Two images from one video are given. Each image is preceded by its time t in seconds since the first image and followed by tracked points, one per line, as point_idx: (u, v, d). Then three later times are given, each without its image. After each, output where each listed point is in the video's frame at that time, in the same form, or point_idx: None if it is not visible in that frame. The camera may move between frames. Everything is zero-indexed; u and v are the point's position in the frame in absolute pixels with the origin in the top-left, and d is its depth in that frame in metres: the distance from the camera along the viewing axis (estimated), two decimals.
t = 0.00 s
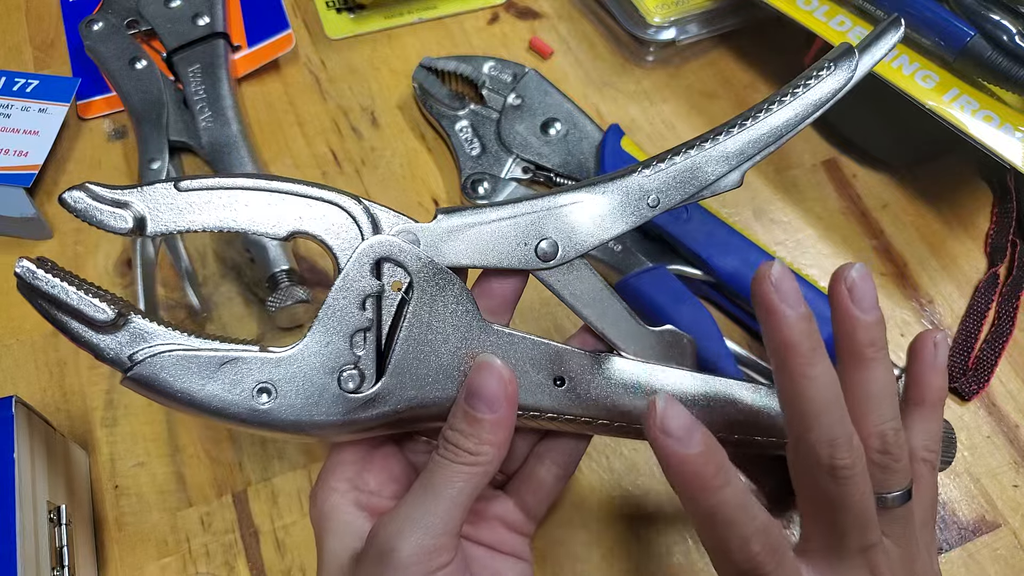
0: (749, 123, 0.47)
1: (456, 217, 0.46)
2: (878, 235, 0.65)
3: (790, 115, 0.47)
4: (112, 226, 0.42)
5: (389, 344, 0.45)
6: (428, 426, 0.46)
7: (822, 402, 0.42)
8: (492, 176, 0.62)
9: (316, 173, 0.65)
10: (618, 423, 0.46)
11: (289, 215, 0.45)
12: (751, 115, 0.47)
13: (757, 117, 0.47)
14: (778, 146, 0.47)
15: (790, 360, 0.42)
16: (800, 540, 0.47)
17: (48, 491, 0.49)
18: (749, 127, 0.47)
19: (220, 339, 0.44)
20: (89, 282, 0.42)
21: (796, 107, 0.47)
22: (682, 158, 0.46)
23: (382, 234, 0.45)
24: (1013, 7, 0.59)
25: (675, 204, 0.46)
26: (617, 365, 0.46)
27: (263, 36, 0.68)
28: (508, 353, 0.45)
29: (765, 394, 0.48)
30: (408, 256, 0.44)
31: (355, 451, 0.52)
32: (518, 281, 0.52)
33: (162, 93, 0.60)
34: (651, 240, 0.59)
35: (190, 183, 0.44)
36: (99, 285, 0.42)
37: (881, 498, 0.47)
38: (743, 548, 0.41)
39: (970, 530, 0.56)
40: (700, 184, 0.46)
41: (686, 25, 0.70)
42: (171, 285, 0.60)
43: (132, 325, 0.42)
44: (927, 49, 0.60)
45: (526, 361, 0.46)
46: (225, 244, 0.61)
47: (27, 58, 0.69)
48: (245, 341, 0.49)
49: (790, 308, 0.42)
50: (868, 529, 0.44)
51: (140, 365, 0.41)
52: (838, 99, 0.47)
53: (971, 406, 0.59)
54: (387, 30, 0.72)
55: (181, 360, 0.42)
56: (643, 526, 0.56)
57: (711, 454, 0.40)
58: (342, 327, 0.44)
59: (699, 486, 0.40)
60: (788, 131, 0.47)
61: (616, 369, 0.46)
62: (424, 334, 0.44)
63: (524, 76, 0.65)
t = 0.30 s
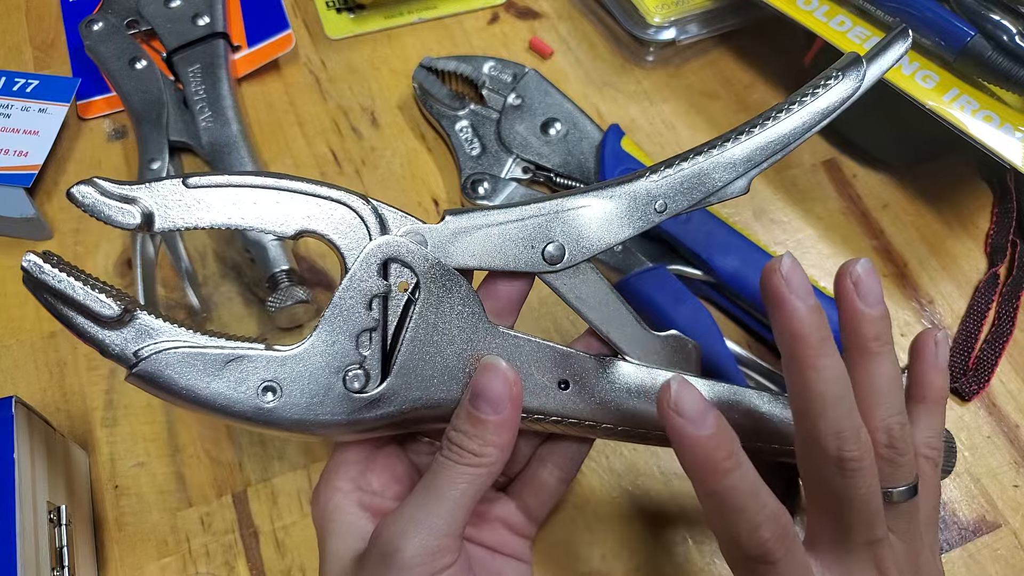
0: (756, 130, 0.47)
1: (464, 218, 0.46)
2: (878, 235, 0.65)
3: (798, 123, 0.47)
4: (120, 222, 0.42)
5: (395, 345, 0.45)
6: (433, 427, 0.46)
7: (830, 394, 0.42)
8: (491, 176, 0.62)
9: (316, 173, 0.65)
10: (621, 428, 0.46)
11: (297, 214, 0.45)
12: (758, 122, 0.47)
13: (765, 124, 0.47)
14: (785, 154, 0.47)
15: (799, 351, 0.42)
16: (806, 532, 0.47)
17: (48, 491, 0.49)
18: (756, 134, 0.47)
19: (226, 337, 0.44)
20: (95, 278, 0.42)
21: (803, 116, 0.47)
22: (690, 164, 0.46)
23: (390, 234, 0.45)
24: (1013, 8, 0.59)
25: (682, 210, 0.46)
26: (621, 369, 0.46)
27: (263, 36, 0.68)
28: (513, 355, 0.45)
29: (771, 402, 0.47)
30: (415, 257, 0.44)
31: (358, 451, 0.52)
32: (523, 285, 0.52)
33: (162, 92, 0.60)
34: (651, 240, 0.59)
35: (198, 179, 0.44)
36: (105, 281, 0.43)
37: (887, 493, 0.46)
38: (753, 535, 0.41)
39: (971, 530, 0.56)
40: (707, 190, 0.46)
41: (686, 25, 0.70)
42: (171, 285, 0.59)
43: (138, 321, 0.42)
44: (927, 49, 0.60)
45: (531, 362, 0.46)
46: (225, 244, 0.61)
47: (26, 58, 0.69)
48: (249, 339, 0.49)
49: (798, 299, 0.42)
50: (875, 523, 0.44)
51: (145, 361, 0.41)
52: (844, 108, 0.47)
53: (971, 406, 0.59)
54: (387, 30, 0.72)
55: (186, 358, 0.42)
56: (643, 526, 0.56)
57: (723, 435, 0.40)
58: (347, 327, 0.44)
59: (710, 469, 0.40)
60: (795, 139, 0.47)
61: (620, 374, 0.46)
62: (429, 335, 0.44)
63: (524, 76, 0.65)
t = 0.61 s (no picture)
0: (760, 133, 0.47)
1: (464, 218, 0.46)
2: (878, 235, 0.65)
3: (803, 125, 0.47)
4: (122, 218, 0.42)
5: (393, 344, 0.45)
6: (430, 427, 0.46)
7: (846, 410, 0.42)
8: (491, 176, 0.62)
9: (316, 172, 0.65)
10: (620, 431, 0.46)
11: (297, 213, 0.45)
12: (763, 125, 0.47)
13: (769, 126, 0.47)
14: (789, 157, 0.47)
15: (811, 363, 0.42)
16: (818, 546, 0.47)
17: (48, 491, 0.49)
18: (760, 136, 0.47)
19: (225, 334, 0.44)
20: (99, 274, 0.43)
21: (808, 118, 0.47)
22: (693, 166, 0.46)
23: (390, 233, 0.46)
24: (1013, 8, 0.59)
25: (684, 212, 0.46)
26: (620, 373, 0.46)
27: (263, 36, 0.68)
28: (511, 356, 0.45)
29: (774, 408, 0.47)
30: (414, 257, 0.45)
31: (358, 451, 0.52)
32: (526, 286, 0.53)
33: (162, 92, 0.60)
34: (651, 240, 0.59)
35: (201, 177, 0.44)
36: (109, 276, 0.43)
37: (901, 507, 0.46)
38: (773, 560, 0.41)
39: (971, 529, 0.56)
40: (709, 192, 0.46)
41: (686, 25, 0.70)
42: (171, 285, 0.59)
43: (139, 317, 0.42)
44: (927, 49, 0.60)
45: (529, 364, 0.46)
46: (225, 244, 0.61)
47: (27, 58, 0.69)
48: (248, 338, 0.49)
49: (811, 313, 0.42)
50: (889, 539, 0.44)
51: (145, 356, 0.41)
52: (850, 112, 0.47)
53: (971, 406, 0.59)
54: (387, 30, 0.72)
55: (186, 353, 0.42)
56: (644, 526, 0.56)
57: (745, 462, 0.40)
58: (346, 325, 0.44)
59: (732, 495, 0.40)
60: (800, 142, 0.47)
61: (619, 377, 0.46)
62: (427, 335, 0.44)
63: (524, 76, 0.65)
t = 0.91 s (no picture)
0: (761, 133, 0.47)
1: (461, 218, 0.46)
2: (878, 235, 0.65)
3: (805, 126, 0.47)
4: (126, 217, 0.43)
5: (390, 344, 0.45)
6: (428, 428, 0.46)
7: (857, 416, 0.41)
8: (491, 176, 0.62)
9: (316, 172, 0.65)
10: (618, 433, 0.46)
11: (297, 212, 0.45)
12: (764, 126, 0.47)
13: (770, 127, 0.47)
14: (790, 158, 0.47)
15: (821, 367, 0.42)
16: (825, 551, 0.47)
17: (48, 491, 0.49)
18: (761, 137, 0.47)
19: (225, 332, 0.44)
20: (102, 272, 0.43)
21: (811, 118, 0.47)
22: (692, 166, 0.46)
23: (389, 232, 0.46)
24: (1013, 8, 0.59)
25: (683, 213, 0.46)
26: (615, 375, 0.46)
27: (263, 36, 0.68)
28: (509, 356, 0.45)
29: (774, 411, 0.47)
30: (413, 256, 0.45)
31: (357, 450, 0.52)
32: (524, 284, 0.52)
33: (162, 92, 0.61)
34: (650, 241, 0.59)
35: (203, 178, 0.44)
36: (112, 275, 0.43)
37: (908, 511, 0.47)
38: (782, 567, 0.42)
39: (971, 529, 0.56)
40: (709, 193, 0.46)
41: (687, 25, 0.70)
42: (171, 285, 0.59)
43: (140, 314, 0.42)
44: (927, 49, 0.60)
45: (527, 365, 0.46)
46: (225, 244, 0.61)
47: (27, 58, 0.69)
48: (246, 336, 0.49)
49: (822, 317, 0.42)
50: (897, 546, 0.45)
51: (146, 354, 0.41)
52: (852, 113, 0.47)
53: (971, 406, 0.59)
54: (387, 30, 0.72)
55: (185, 350, 0.42)
56: (643, 526, 0.56)
57: (754, 470, 0.40)
58: (344, 324, 0.44)
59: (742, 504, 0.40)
60: (801, 143, 0.47)
61: (615, 379, 0.46)
62: (425, 334, 0.44)
63: (524, 76, 0.65)
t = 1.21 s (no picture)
0: (765, 136, 0.47)
1: (463, 219, 0.46)
2: (878, 235, 0.65)
3: (809, 129, 0.47)
4: (130, 214, 0.43)
5: (391, 342, 0.45)
6: (428, 427, 0.46)
7: (879, 426, 0.41)
8: (491, 176, 0.62)
9: (316, 172, 0.65)
10: (619, 434, 0.46)
11: (300, 210, 0.45)
12: (768, 129, 0.47)
13: (774, 129, 0.47)
14: (794, 160, 0.47)
15: (841, 375, 0.41)
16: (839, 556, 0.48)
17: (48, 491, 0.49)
18: (765, 140, 0.47)
19: (228, 328, 0.44)
20: (107, 268, 0.43)
21: (815, 121, 0.47)
22: (695, 168, 0.46)
23: (391, 231, 0.46)
24: (1012, 8, 0.59)
25: (685, 214, 0.46)
26: (616, 375, 0.46)
27: (263, 36, 0.68)
28: (509, 356, 0.45)
29: (777, 416, 0.47)
30: (415, 255, 0.45)
31: (358, 450, 0.52)
32: (526, 285, 0.53)
33: (162, 92, 0.60)
34: (651, 242, 0.59)
35: (208, 175, 0.44)
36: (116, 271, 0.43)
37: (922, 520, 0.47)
38: None
39: (971, 530, 0.56)
40: (712, 195, 0.46)
41: (687, 25, 0.70)
42: (171, 285, 0.59)
43: (143, 309, 0.42)
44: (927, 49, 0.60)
45: (529, 365, 0.46)
46: (225, 244, 0.61)
47: (26, 58, 0.69)
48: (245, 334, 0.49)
49: (842, 324, 0.41)
50: (913, 557, 0.45)
51: (148, 348, 0.42)
52: (857, 117, 0.47)
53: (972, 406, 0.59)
54: (387, 30, 0.72)
55: (187, 345, 0.42)
56: (644, 526, 0.56)
57: (779, 484, 0.40)
58: (345, 321, 0.44)
59: (763, 514, 0.41)
60: (804, 146, 0.47)
61: (616, 379, 0.46)
62: (426, 333, 0.44)
63: (524, 76, 0.65)
